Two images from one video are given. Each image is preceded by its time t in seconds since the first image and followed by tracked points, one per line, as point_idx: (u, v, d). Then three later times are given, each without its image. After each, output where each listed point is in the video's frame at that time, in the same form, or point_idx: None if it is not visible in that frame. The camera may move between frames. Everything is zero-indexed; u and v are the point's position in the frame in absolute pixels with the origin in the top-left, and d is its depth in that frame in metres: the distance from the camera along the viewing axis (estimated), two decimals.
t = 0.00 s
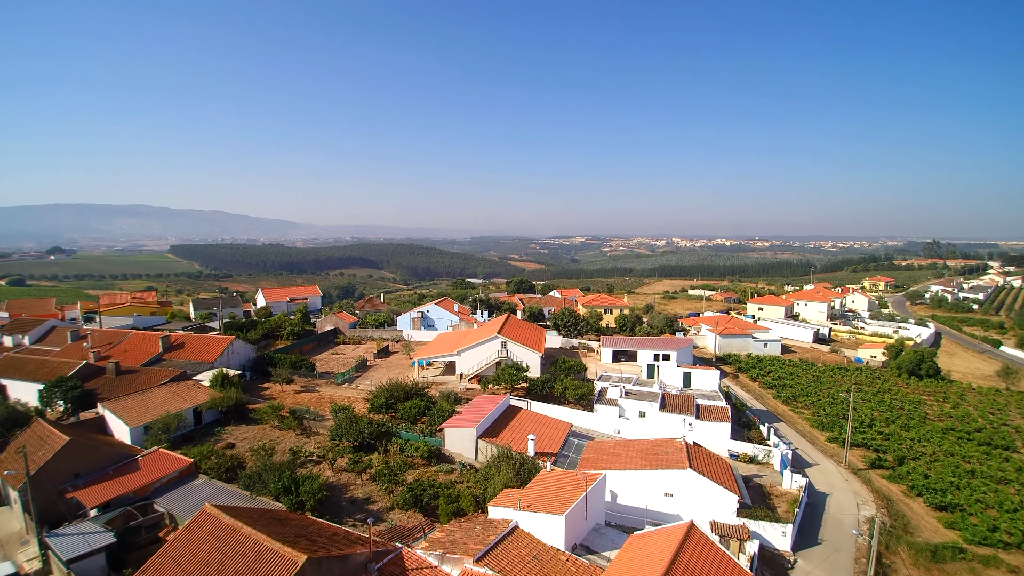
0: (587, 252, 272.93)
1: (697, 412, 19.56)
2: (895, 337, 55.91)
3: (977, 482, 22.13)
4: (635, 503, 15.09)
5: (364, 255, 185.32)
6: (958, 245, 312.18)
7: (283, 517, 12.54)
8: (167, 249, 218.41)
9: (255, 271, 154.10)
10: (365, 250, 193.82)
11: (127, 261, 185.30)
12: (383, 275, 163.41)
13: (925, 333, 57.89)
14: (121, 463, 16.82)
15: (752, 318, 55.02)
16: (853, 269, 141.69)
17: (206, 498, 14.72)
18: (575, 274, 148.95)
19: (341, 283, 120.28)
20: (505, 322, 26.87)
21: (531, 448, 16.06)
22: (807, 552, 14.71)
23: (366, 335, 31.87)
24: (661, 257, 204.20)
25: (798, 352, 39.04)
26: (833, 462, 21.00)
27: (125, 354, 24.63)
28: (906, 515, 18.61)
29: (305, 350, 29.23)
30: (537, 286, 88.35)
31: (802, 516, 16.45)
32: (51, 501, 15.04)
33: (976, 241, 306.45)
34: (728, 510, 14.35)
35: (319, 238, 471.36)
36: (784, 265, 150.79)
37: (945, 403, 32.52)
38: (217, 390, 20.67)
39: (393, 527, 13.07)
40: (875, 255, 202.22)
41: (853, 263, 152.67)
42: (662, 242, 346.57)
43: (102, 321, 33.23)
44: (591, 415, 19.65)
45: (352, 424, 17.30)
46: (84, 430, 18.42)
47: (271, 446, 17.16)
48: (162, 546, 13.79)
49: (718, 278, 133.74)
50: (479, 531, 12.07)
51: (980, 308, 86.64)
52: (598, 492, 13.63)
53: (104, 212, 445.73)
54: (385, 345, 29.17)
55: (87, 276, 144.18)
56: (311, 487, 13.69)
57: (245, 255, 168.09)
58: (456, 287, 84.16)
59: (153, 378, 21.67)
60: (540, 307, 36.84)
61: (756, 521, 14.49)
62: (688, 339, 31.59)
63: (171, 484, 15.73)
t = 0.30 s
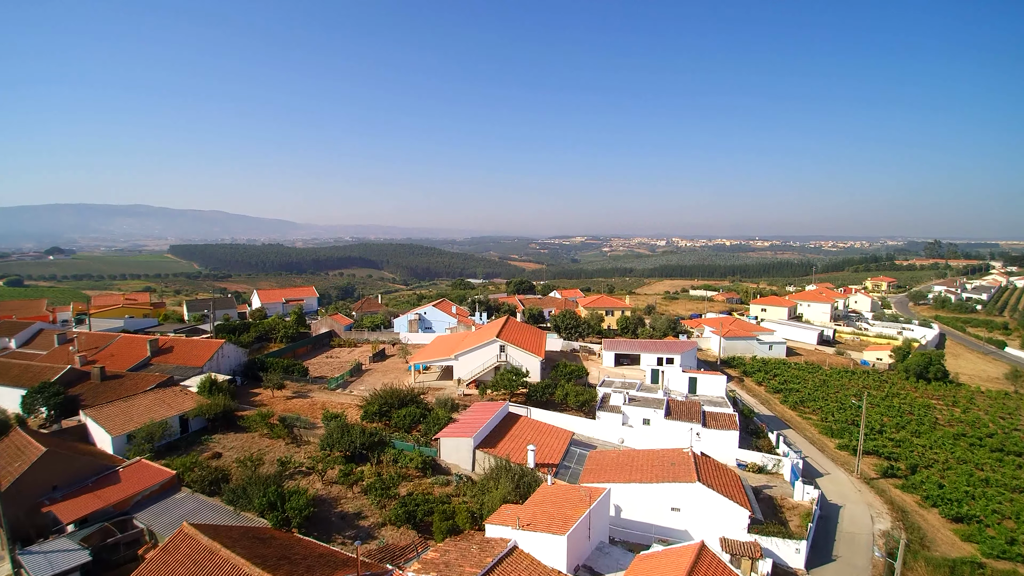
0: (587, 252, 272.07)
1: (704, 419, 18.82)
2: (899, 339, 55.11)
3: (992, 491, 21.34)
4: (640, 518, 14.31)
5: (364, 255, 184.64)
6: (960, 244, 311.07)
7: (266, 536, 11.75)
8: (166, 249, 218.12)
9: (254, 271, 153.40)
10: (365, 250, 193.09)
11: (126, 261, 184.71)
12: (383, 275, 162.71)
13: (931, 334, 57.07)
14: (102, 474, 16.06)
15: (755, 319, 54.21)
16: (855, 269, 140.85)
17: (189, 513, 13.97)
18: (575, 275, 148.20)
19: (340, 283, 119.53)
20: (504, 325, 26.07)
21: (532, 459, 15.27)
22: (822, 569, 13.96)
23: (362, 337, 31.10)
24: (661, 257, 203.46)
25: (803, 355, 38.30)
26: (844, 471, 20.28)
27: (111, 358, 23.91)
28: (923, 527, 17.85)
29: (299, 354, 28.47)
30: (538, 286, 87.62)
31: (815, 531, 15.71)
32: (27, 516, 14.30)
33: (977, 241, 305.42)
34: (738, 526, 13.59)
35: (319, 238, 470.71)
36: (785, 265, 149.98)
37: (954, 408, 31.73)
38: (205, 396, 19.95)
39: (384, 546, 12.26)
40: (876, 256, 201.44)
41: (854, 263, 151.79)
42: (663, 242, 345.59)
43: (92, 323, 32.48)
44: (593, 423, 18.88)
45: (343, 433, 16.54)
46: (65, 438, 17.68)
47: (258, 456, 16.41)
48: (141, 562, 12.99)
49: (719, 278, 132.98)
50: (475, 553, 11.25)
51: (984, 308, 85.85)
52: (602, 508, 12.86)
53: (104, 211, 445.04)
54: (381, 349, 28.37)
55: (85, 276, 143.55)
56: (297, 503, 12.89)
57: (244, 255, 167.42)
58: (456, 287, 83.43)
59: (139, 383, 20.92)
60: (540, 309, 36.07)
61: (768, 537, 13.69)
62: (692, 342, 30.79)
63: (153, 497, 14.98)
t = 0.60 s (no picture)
0: (587, 252, 271.41)
1: (711, 428, 18.07)
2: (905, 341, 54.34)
3: (1010, 501, 20.52)
4: (647, 534, 13.54)
5: (363, 255, 184.00)
6: (961, 244, 310.02)
7: (248, 557, 10.98)
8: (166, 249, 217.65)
9: (253, 271, 152.71)
10: (365, 250, 192.39)
11: (126, 261, 184.14)
12: (383, 275, 162.07)
13: (937, 336, 56.27)
14: (80, 487, 15.28)
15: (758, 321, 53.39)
16: (857, 269, 140.07)
17: (168, 530, 13.26)
18: (576, 275, 147.43)
19: (339, 283, 118.79)
20: (503, 328, 25.27)
21: (532, 471, 14.48)
22: None
23: (358, 340, 30.31)
24: (662, 257, 202.81)
25: (809, 358, 37.51)
26: (856, 481, 19.53)
27: (97, 363, 23.16)
28: (941, 541, 17.09)
29: (293, 357, 27.67)
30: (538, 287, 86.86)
31: (830, 547, 14.96)
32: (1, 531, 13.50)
33: (979, 241, 304.37)
34: (751, 543, 12.79)
35: (319, 238, 470.16)
36: (787, 265, 149.24)
37: (965, 413, 30.93)
38: (192, 403, 19.26)
39: (374, 567, 11.48)
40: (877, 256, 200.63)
41: (856, 263, 151.01)
42: (664, 241, 344.71)
43: (82, 326, 31.71)
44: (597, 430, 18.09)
45: (335, 444, 15.77)
46: (44, 448, 16.90)
47: (245, 468, 15.66)
48: None
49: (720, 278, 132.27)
50: None
51: (988, 309, 85.05)
52: (606, 526, 12.10)
53: (104, 211, 444.76)
54: (376, 352, 27.60)
55: (84, 276, 142.96)
56: (283, 521, 12.12)
57: (243, 255, 166.75)
58: (455, 287, 82.73)
59: (124, 390, 20.15)
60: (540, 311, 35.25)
61: (783, 555, 12.80)
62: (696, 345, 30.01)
63: (131, 513, 14.24)
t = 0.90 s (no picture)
0: (588, 252, 270.90)
1: (720, 437, 17.32)
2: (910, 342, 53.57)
3: None
4: (654, 552, 12.78)
5: (363, 255, 183.40)
6: (963, 244, 309.01)
7: None
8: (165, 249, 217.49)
9: (252, 271, 152.13)
10: (364, 249, 191.78)
11: (125, 261, 183.73)
12: (383, 275, 161.47)
13: (942, 337, 55.49)
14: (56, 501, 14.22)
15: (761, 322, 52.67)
16: (858, 270, 139.40)
17: (147, 548, 12.44)
18: (576, 275, 146.85)
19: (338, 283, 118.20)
20: (502, 331, 24.46)
21: (532, 485, 13.67)
22: None
23: (354, 343, 29.54)
24: (662, 257, 202.27)
25: (815, 360, 36.73)
26: (869, 492, 18.82)
27: (83, 367, 22.42)
28: (960, 556, 16.30)
29: (286, 361, 26.90)
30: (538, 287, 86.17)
31: (846, 563, 14.21)
32: None
33: (980, 241, 303.45)
34: (764, 563, 12.04)
35: (319, 238, 469.59)
36: (788, 266, 148.54)
37: (975, 417, 30.15)
38: (177, 411, 18.56)
39: None
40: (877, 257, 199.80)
41: (857, 264, 150.24)
42: (664, 241, 343.89)
43: (72, 329, 30.97)
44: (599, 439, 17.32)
45: (325, 455, 15.03)
46: (20, 458, 16.11)
47: (229, 482, 14.92)
48: None
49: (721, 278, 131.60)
50: None
51: (991, 309, 84.29)
52: (612, 546, 11.31)
53: (104, 211, 444.61)
54: (372, 356, 26.82)
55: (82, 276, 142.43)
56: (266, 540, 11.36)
57: (242, 255, 166.17)
58: (455, 288, 82.09)
59: (109, 396, 19.36)
60: (541, 313, 34.48)
61: None
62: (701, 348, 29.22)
63: (109, 529, 13.43)
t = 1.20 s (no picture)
0: (588, 252, 270.30)
1: (728, 446, 16.56)
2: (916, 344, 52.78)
3: None
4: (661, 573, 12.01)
5: (363, 255, 182.68)
6: (965, 244, 307.74)
7: None
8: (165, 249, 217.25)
9: (250, 271, 151.47)
10: (364, 250, 191.14)
11: (125, 261, 183.24)
12: (382, 275, 160.77)
13: (948, 339, 54.63)
14: (29, 516, 13.41)
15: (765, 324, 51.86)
16: (860, 270, 138.50)
17: (121, 569, 11.62)
18: (577, 275, 146.12)
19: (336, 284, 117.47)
20: (501, 335, 23.67)
21: (532, 500, 12.88)
22: None
23: (349, 346, 28.78)
24: (663, 257, 201.54)
25: (821, 363, 35.93)
26: (883, 504, 18.07)
27: (66, 372, 21.68)
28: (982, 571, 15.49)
29: (279, 365, 26.16)
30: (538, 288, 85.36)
31: None
32: None
33: (983, 241, 302.23)
34: None
35: (319, 238, 469.05)
36: (790, 266, 147.67)
37: (987, 422, 29.32)
38: (162, 419, 17.87)
39: None
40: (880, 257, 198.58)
41: (860, 264, 149.30)
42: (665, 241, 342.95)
43: (60, 332, 30.22)
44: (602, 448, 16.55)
45: (314, 467, 14.27)
46: None
47: (212, 497, 14.19)
48: None
49: (723, 279, 130.64)
50: None
51: (996, 310, 83.39)
52: (618, 569, 10.54)
53: (104, 211, 444.51)
54: (367, 359, 26.05)
55: (80, 276, 141.82)
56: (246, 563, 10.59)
57: (241, 256, 165.54)
58: (454, 288, 81.36)
59: (91, 403, 18.61)
60: (541, 315, 33.69)
61: None
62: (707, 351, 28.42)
63: (83, 547, 12.56)
